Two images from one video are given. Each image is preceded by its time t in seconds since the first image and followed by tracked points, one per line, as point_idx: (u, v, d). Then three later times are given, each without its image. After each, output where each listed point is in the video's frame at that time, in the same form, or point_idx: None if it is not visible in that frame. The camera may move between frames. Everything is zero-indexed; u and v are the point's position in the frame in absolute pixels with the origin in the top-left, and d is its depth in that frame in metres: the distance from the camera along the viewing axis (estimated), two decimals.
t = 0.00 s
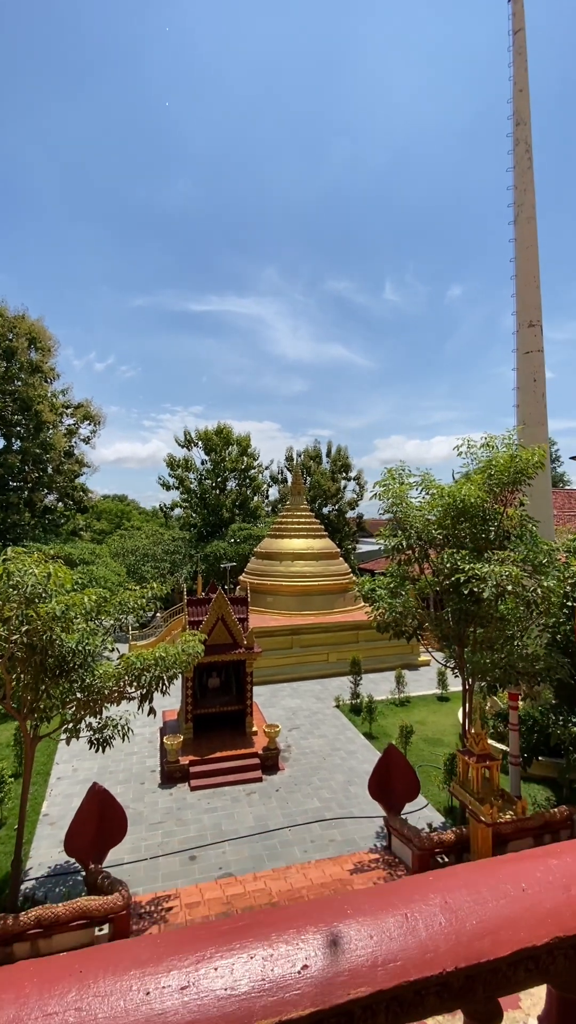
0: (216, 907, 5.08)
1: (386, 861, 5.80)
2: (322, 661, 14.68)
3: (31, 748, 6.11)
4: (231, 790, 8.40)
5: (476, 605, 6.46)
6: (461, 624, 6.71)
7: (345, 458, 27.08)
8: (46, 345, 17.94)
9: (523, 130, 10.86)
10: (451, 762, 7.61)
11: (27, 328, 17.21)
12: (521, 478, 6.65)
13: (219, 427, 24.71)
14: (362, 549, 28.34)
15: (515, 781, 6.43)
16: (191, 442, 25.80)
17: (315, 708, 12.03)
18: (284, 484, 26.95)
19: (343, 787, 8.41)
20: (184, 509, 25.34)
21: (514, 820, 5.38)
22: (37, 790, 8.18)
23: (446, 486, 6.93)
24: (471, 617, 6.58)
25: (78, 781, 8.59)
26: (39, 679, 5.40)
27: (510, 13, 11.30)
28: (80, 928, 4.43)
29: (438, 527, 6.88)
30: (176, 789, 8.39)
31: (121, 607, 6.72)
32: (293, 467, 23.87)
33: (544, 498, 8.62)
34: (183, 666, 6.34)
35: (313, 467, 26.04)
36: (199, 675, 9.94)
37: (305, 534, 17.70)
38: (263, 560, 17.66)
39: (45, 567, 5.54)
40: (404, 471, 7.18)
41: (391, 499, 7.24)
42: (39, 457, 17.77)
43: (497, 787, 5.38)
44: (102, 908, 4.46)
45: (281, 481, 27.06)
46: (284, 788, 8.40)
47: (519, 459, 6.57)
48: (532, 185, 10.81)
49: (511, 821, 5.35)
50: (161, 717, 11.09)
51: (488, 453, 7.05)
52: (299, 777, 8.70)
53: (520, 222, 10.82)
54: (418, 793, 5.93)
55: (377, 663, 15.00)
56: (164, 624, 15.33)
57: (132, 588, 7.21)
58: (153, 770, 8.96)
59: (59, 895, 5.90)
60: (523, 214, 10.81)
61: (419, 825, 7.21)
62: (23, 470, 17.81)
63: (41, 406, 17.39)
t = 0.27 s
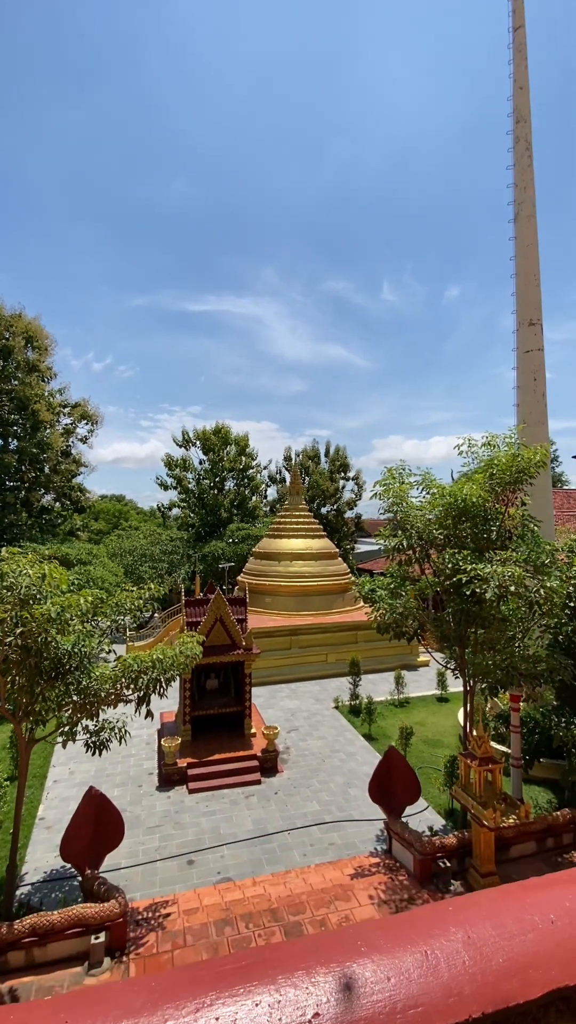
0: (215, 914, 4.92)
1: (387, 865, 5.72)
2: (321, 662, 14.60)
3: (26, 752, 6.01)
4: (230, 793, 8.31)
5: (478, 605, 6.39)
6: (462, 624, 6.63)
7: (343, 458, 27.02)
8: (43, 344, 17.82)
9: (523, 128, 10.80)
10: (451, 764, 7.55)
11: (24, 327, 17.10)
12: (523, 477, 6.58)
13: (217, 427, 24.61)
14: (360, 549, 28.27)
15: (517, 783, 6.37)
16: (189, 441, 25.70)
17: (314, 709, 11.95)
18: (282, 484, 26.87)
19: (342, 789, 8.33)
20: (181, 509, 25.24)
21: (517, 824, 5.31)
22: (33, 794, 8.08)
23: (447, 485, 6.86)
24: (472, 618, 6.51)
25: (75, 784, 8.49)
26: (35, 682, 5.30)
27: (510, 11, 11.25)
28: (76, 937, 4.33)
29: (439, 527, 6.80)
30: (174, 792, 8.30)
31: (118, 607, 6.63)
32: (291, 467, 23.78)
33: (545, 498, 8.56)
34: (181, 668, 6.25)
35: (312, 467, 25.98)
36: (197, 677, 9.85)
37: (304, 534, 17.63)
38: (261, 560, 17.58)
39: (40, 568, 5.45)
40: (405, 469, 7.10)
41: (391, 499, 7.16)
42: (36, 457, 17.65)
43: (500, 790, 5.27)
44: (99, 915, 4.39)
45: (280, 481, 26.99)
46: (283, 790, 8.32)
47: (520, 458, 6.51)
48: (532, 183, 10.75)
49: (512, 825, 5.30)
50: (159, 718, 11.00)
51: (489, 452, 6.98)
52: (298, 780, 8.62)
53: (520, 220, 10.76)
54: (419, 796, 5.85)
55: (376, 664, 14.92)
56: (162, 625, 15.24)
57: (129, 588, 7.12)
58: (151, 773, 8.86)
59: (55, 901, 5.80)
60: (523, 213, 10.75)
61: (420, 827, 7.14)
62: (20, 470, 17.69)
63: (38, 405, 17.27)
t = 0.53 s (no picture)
0: (215, 920, 4.83)
1: (389, 868, 5.64)
2: (320, 662, 14.52)
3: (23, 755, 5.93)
4: (229, 795, 8.23)
5: (480, 605, 6.28)
6: (464, 625, 6.57)
7: (342, 458, 26.96)
8: (40, 343, 17.72)
9: (524, 126, 10.75)
10: (453, 766, 7.48)
11: (21, 325, 16.98)
12: (526, 476, 6.53)
13: (215, 427, 24.52)
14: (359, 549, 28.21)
15: (519, 785, 6.29)
16: (187, 441, 25.60)
17: (313, 710, 11.88)
18: (281, 484, 26.81)
19: (343, 791, 8.26)
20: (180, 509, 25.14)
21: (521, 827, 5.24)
22: (30, 796, 7.99)
23: (448, 484, 6.80)
24: (474, 618, 6.44)
25: (73, 786, 8.40)
26: (32, 684, 5.21)
27: (510, 8, 11.20)
28: (74, 944, 4.24)
29: (440, 526, 6.73)
30: (172, 794, 8.21)
31: (116, 608, 6.56)
32: (290, 467, 23.71)
33: (547, 498, 8.51)
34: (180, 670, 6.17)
35: (310, 467, 25.93)
36: (196, 677, 9.77)
37: (303, 534, 17.55)
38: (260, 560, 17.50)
39: (36, 567, 5.36)
40: (406, 468, 7.03)
41: (392, 497, 7.10)
42: (34, 456, 17.54)
43: (504, 793, 5.23)
44: (97, 922, 4.31)
45: (278, 481, 26.92)
46: (283, 793, 8.25)
47: (522, 457, 6.45)
48: (532, 181, 10.69)
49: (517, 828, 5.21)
50: (157, 720, 10.91)
51: (491, 451, 6.92)
52: (298, 782, 8.55)
53: (521, 218, 10.71)
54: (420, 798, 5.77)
55: (376, 665, 14.86)
56: (161, 625, 15.15)
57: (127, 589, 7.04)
58: (149, 775, 8.78)
59: (52, 906, 5.70)
60: (524, 211, 10.70)
61: (421, 830, 7.05)
62: (17, 469, 17.59)
63: (35, 404, 17.16)
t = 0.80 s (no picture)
0: (218, 926, 4.74)
1: (394, 872, 5.56)
2: (320, 663, 14.45)
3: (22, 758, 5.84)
4: (230, 798, 8.14)
5: (485, 606, 6.24)
6: (469, 625, 6.50)
7: (341, 458, 26.90)
8: (38, 343, 17.60)
9: (525, 124, 10.69)
10: (456, 768, 7.40)
11: (19, 324, 16.87)
12: (531, 474, 6.46)
13: (214, 426, 24.42)
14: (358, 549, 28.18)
15: (524, 787, 6.21)
16: (186, 441, 25.51)
17: (314, 711, 11.80)
18: (280, 484, 26.75)
19: (345, 793, 8.18)
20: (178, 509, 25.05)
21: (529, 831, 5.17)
22: (29, 800, 7.90)
23: (451, 483, 6.74)
24: (478, 619, 6.38)
25: (72, 789, 8.30)
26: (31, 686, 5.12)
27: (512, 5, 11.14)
28: (74, 952, 4.16)
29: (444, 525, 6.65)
30: (173, 797, 8.12)
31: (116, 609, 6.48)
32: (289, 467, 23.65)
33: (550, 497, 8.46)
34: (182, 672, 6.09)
35: (310, 466, 25.87)
36: (196, 679, 9.68)
37: (303, 534, 17.48)
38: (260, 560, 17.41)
39: (36, 567, 5.28)
40: (409, 467, 6.96)
41: (396, 496, 7.03)
42: (32, 456, 17.44)
43: (511, 796, 5.19)
44: (98, 929, 4.23)
45: (277, 481, 26.85)
46: (284, 795, 8.16)
47: (527, 456, 6.39)
48: (534, 179, 10.64)
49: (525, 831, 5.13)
50: (157, 721, 10.81)
51: (494, 450, 6.87)
52: (299, 784, 8.46)
53: (523, 216, 10.65)
54: (425, 800, 5.69)
55: (376, 665, 14.79)
56: (160, 626, 15.05)
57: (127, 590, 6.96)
58: (150, 777, 8.69)
59: (52, 912, 5.61)
60: (526, 209, 10.65)
61: (425, 833, 6.97)
62: (15, 469, 17.48)
63: (33, 404, 17.05)
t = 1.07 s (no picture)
0: (223, 931, 4.68)
1: (400, 876, 5.50)
2: (321, 664, 14.39)
3: (24, 761, 5.77)
4: (233, 800, 8.08)
5: (491, 607, 6.19)
6: (474, 626, 6.46)
7: (341, 458, 26.87)
8: (37, 342, 17.52)
9: (528, 122, 10.66)
10: (461, 769, 7.35)
11: (19, 323, 16.79)
12: (537, 474, 6.41)
13: (214, 426, 24.36)
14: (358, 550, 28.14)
15: (530, 789, 6.16)
16: (185, 441, 25.45)
17: (315, 712, 11.75)
18: (279, 484, 26.71)
19: (348, 795, 8.12)
20: (178, 509, 24.99)
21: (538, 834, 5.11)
22: (30, 803, 7.83)
23: (456, 483, 6.69)
24: (484, 619, 6.34)
25: (73, 791, 8.24)
26: (33, 690, 5.05)
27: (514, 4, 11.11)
28: (78, 959, 4.10)
29: (449, 526, 6.60)
30: (175, 799, 8.06)
31: (119, 610, 6.41)
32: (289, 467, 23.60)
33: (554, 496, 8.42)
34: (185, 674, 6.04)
35: (309, 466, 25.85)
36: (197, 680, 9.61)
37: (303, 534, 17.43)
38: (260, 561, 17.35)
39: (39, 568, 5.21)
40: (413, 466, 6.91)
41: (400, 496, 6.98)
42: (31, 456, 17.36)
43: (519, 799, 5.17)
44: (102, 936, 4.17)
45: (277, 481, 26.81)
46: (287, 797, 8.10)
47: (533, 455, 6.34)
48: (536, 178, 10.61)
49: (533, 834, 5.08)
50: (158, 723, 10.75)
51: (499, 449, 6.82)
52: (302, 786, 8.41)
53: (525, 215, 10.62)
54: (431, 802, 5.64)
55: (377, 666, 14.74)
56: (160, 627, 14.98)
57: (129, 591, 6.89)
58: (151, 779, 8.63)
59: (54, 917, 5.54)
60: (528, 208, 10.61)
61: (430, 835, 6.91)
62: (14, 469, 17.41)
63: (33, 404, 16.98)
